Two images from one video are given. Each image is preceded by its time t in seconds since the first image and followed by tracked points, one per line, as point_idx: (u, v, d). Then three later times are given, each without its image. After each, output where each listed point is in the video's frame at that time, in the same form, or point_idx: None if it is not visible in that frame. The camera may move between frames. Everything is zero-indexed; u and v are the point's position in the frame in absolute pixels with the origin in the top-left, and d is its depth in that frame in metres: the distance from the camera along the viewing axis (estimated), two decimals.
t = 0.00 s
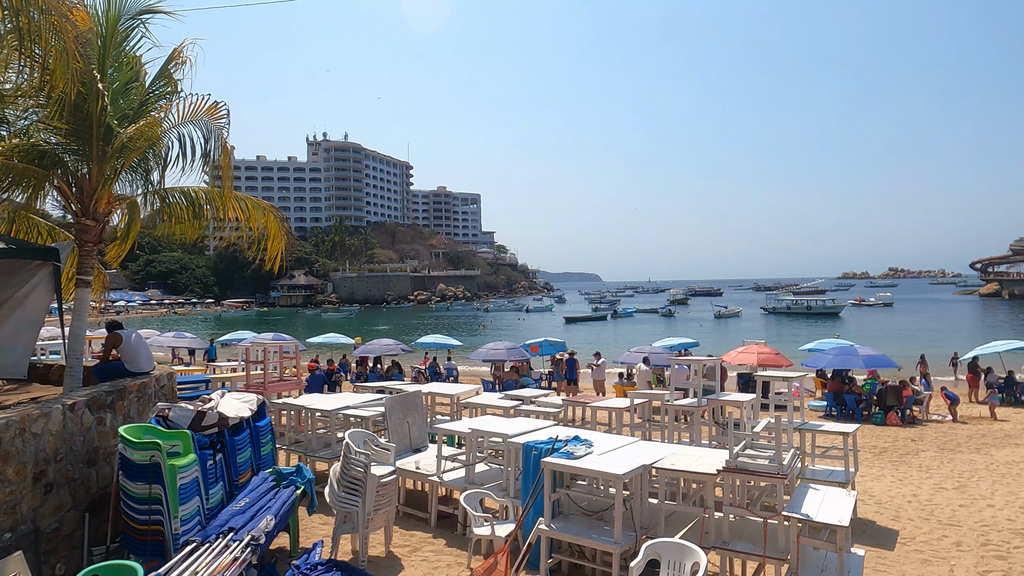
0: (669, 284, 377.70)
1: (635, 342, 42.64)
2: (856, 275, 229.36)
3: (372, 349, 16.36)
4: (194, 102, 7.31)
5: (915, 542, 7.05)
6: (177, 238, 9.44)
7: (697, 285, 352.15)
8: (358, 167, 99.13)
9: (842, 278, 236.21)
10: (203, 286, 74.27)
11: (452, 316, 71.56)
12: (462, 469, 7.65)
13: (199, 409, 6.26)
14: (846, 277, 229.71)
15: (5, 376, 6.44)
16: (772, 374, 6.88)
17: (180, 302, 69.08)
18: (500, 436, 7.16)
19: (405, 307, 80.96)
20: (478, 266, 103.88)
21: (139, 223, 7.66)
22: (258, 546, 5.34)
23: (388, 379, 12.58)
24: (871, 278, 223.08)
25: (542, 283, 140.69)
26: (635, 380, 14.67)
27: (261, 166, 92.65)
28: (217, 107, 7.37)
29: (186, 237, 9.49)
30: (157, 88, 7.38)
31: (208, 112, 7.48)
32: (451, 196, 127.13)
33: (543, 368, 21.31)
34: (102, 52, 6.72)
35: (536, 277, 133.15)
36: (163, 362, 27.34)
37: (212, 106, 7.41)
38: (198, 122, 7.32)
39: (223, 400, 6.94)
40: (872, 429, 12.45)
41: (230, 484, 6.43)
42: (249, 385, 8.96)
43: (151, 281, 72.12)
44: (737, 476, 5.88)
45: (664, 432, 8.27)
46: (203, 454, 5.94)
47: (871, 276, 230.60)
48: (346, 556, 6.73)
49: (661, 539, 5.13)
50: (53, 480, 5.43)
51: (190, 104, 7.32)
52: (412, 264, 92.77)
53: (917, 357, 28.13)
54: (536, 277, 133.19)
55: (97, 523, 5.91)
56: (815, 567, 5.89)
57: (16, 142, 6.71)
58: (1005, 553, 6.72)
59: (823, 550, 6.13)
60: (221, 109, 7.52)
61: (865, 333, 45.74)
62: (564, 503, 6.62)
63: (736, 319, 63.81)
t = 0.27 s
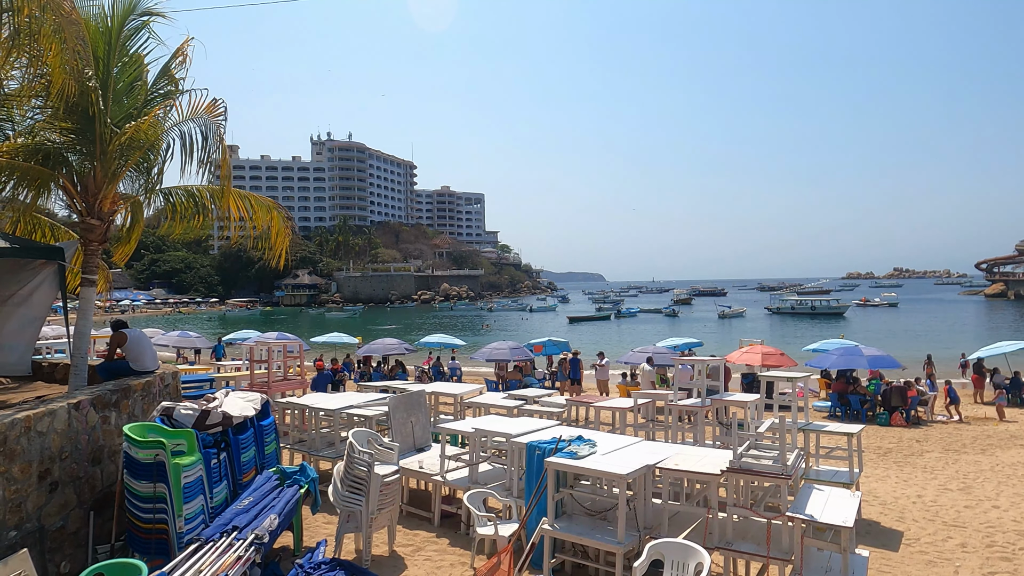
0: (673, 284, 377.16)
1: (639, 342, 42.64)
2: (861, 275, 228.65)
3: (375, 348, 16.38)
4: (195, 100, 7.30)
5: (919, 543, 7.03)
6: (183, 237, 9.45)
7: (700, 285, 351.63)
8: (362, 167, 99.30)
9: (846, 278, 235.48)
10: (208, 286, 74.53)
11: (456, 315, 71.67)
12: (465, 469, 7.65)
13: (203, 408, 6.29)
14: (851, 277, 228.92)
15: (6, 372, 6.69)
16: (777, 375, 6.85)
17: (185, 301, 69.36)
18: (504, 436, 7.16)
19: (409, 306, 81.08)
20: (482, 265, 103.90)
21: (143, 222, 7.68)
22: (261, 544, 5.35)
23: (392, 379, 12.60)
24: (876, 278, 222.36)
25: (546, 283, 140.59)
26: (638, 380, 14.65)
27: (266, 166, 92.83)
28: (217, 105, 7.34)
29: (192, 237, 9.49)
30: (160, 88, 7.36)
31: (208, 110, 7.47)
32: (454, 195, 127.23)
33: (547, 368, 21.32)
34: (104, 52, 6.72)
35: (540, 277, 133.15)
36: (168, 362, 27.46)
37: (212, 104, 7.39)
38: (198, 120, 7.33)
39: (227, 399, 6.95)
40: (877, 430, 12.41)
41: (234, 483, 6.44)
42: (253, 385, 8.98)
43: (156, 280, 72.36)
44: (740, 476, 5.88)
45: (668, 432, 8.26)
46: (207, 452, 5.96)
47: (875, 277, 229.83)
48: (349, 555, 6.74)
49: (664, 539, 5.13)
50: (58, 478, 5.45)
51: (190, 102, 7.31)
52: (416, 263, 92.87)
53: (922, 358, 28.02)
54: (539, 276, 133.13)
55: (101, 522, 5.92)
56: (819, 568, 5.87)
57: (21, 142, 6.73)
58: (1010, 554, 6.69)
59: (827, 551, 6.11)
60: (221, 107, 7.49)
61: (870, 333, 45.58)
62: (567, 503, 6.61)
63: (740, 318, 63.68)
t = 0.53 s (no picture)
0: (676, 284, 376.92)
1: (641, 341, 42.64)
2: (864, 275, 228.25)
3: (378, 348, 16.38)
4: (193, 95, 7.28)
5: (922, 544, 7.02)
6: (185, 237, 9.45)
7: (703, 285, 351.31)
8: (364, 166, 99.44)
9: (849, 278, 235.12)
10: (211, 285, 74.68)
11: (458, 315, 71.76)
12: (468, 469, 7.65)
13: (206, 408, 6.29)
14: (853, 277, 228.55)
15: (4, 370, 6.26)
16: (780, 375, 6.81)
17: (188, 301, 69.54)
18: (506, 436, 7.16)
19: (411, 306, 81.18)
20: (484, 265, 103.91)
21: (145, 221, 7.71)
22: (264, 544, 5.36)
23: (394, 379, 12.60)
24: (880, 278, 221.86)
25: (548, 283, 140.65)
26: (641, 380, 14.64)
27: (269, 165, 92.90)
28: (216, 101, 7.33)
29: (194, 237, 9.50)
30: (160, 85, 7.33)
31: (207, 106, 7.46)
32: (457, 195, 127.38)
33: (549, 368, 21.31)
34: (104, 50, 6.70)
35: (542, 276, 133.24)
36: (171, 361, 27.52)
37: (210, 99, 7.37)
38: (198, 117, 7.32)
39: (230, 398, 6.96)
40: (879, 430, 12.38)
41: (237, 482, 6.46)
42: (255, 384, 8.98)
43: (159, 279, 72.53)
44: (742, 476, 5.87)
45: (670, 432, 8.24)
46: (209, 451, 5.97)
47: (878, 277, 229.38)
48: (352, 554, 6.75)
49: (667, 539, 5.11)
50: (62, 477, 5.46)
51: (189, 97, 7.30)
52: (418, 263, 92.99)
53: (926, 358, 27.97)
54: (542, 276, 133.14)
55: (103, 520, 5.94)
56: (822, 569, 5.86)
57: (23, 141, 6.75)
58: (1014, 556, 6.67)
59: (830, 552, 6.09)
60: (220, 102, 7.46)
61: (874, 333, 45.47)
62: (569, 503, 6.61)
63: (742, 319, 63.63)
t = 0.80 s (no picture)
0: (677, 284, 376.82)
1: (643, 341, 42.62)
2: (866, 275, 228.13)
3: (379, 348, 16.38)
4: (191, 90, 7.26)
5: (924, 544, 7.00)
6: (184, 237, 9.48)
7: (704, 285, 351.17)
8: (366, 166, 99.51)
9: (851, 278, 234.83)
10: (212, 284, 74.73)
11: (460, 315, 71.77)
12: (469, 468, 7.65)
13: (207, 407, 6.30)
14: (855, 278, 228.38)
15: None
16: (781, 375, 6.79)
17: (190, 300, 69.60)
18: (508, 436, 7.16)
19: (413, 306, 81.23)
20: (486, 265, 103.91)
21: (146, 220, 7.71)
22: (265, 543, 5.37)
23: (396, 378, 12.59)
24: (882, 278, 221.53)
25: (549, 282, 140.55)
26: (642, 380, 14.63)
27: (271, 164, 92.96)
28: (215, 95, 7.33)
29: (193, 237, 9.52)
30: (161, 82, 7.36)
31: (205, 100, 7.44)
32: (458, 195, 127.44)
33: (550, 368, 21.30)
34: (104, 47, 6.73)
35: (544, 276, 133.25)
36: (172, 360, 27.54)
37: (208, 93, 7.35)
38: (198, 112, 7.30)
39: (231, 398, 6.98)
40: (881, 431, 12.36)
41: (238, 482, 6.46)
42: (256, 383, 8.98)
43: (160, 279, 72.58)
44: (744, 476, 5.87)
45: (671, 432, 8.23)
46: (211, 451, 5.98)
47: (880, 277, 229.04)
48: (353, 554, 6.75)
49: (668, 539, 5.11)
50: (64, 476, 5.47)
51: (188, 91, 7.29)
52: (420, 262, 93.05)
53: (927, 358, 27.94)
54: (543, 276, 133.12)
55: (105, 519, 5.95)
56: (824, 569, 5.85)
57: (25, 139, 6.74)
58: (1016, 557, 6.66)
59: (831, 552, 6.09)
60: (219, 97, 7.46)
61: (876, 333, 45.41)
62: (570, 503, 6.60)
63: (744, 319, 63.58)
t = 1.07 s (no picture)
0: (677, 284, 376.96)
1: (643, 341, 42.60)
2: (866, 275, 228.23)
3: (378, 347, 16.36)
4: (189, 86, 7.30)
5: (923, 545, 7.00)
6: (187, 235, 9.51)
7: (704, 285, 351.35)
8: (366, 165, 99.49)
9: (851, 278, 234.84)
10: (212, 283, 74.75)
11: (460, 314, 71.76)
12: (468, 468, 7.64)
13: (207, 406, 6.30)
14: (855, 278, 228.48)
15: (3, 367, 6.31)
16: (780, 375, 6.76)
17: (190, 299, 69.65)
18: (507, 435, 7.16)
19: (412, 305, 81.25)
20: (486, 264, 103.90)
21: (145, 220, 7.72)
22: (264, 543, 5.37)
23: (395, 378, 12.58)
24: (882, 279, 221.44)
25: (549, 282, 140.50)
26: (642, 380, 14.63)
27: (270, 164, 92.87)
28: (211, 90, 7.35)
29: (196, 235, 9.56)
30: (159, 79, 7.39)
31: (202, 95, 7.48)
32: (459, 195, 127.43)
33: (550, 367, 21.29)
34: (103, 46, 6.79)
35: (544, 276, 133.25)
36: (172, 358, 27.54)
37: (205, 89, 7.38)
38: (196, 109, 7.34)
39: (231, 396, 6.98)
40: (881, 431, 12.36)
41: (237, 481, 6.47)
42: (256, 382, 8.98)
43: (160, 278, 72.58)
44: (743, 476, 5.88)
45: (671, 431, 8.21)
46: (211, 450, 5.99)
47: (880, 277, 228.95)
48: (353, 553, 6.75)
49: (667, 539, 5.12)
50: (63, 475, 5.48)
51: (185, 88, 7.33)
52: (420, 262, 93.06)
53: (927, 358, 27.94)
54: (543, 275, 133.04)
55: (104, 519, 5.95)
56: (823, 570, 5.86)
57: (25, 139, 6.76)
58: (1015, 557, 6.66)
59: (831, 552, 6.10)
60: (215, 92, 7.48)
61: (876, 333, 45.39)
62: (570, 503, 6.61)
63: (744, 319, 63.60)
